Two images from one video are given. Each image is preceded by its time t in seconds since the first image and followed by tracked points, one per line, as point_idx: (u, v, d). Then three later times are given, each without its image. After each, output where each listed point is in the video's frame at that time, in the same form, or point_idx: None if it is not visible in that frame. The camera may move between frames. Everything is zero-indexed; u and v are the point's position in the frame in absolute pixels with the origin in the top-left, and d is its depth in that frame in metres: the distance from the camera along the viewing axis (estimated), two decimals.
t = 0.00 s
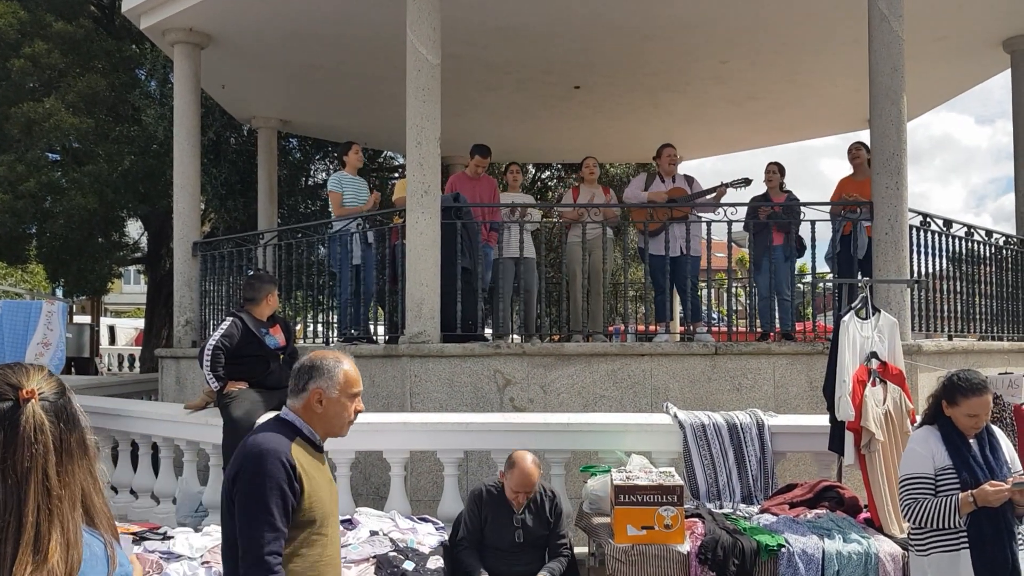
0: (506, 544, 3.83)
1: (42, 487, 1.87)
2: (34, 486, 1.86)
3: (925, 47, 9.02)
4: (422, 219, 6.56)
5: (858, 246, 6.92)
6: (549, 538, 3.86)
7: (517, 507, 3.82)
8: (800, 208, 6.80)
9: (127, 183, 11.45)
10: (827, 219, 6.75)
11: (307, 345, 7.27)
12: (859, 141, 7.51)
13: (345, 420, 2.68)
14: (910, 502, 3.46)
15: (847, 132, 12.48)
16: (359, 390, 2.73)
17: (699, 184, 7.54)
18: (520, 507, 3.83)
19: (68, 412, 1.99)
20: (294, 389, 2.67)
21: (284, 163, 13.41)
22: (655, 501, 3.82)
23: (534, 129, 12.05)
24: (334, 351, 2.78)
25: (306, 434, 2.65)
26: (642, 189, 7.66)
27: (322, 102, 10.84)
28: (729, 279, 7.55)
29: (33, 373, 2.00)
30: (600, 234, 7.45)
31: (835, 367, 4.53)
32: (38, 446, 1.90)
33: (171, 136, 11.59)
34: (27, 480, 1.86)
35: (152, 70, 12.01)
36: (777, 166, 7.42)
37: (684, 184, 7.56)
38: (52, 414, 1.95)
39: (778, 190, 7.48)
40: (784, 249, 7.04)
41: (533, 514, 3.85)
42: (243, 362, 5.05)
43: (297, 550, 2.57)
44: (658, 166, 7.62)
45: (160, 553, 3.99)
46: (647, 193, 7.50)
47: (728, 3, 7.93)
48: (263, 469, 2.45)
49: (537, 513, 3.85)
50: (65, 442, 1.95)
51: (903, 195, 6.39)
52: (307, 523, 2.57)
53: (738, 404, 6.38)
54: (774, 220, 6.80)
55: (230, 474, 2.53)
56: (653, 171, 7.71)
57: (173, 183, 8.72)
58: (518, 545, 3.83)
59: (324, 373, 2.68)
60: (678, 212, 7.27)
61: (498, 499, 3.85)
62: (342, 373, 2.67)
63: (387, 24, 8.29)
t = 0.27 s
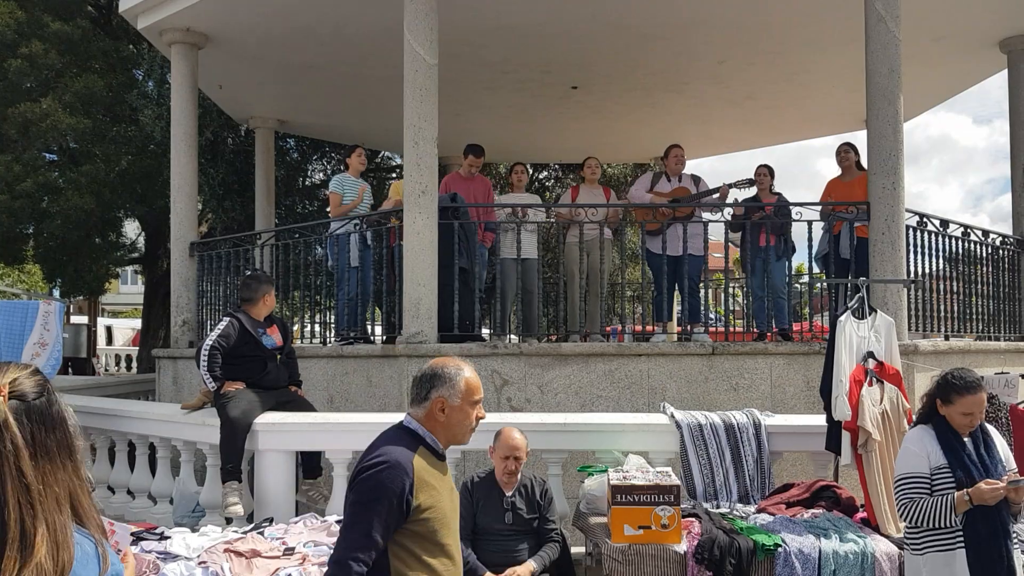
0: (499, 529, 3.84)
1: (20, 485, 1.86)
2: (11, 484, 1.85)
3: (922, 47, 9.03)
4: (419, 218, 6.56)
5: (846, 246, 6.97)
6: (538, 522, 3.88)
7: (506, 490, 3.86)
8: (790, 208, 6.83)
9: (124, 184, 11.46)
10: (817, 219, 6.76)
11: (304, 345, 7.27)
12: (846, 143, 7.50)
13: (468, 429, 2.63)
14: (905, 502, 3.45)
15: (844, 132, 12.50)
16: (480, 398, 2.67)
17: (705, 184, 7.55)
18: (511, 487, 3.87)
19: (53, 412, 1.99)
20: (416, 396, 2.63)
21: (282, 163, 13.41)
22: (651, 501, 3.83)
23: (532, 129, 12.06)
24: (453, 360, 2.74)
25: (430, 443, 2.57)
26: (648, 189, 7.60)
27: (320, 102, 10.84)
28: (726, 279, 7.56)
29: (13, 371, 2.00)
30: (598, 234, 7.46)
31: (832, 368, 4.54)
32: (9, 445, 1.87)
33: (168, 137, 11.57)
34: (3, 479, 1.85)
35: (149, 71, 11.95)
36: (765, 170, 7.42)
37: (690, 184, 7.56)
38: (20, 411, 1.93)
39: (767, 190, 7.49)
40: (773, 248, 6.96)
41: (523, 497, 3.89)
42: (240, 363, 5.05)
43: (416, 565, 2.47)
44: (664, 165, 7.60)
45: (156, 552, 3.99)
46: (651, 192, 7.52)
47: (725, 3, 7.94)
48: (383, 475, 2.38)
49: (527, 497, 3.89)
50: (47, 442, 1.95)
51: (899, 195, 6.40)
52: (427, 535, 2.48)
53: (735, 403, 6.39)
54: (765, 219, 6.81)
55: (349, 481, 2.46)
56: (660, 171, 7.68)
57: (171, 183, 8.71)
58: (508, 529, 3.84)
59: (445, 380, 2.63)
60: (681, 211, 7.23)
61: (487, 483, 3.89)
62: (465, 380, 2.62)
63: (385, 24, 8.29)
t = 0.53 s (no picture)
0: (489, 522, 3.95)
1: None
2: None
3: (915, 48, 9.06)
4: (413, 219, 6.57)
5: (834, 247, 6.95)
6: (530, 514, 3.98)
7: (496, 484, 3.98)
8: (780, 209, 6.87)
9: (119, 185, 11.45)
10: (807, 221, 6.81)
11: (299, 346, 7.27)
12: (832, 143, 7.54)
13: (593, 423, 2.62)
14: (896, 505, 3.48)
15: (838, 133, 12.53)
16: (604, 390, 2.66)
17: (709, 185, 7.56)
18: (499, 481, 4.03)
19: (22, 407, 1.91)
20: (542, 389, 2.62)
21: (276, 164, 13.39)
22: (646, 502, 3.77)
23: (527, 130, 12.06)
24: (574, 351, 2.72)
25: (556, 437, 2.57)
26: (650, 189, 7.63)
27: (315, 103, 10.84)
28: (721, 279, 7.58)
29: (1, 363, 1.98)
30: (592, 235, 7.47)
31: (825, 368, 4.56)
32: None
33: (162, 137, 11.55)
34: None
35: (142, 71, 11.96)
36: (758, 170, 7.47)
37: (695, 184, 7.57)
38: None
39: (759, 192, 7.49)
40: (767, 249, 7.01)
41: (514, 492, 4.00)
42: (234, 364, 5.04)
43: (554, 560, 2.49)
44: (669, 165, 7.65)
45: (151, 554, 3.99)
46: (653, 193, 7.55)
47: (719, 5, 7.96)
48: (523, 472, 2.38)
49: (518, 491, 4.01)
50: (10, 442, 1.89)
51: (893, 195, 6.42)
52: (563, 531, 2.48)
53: (730, 404, 6.40)
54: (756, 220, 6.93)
55: (487, 478, 2.47)
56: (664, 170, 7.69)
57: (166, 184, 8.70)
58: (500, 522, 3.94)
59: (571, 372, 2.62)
60: (682, 212, 7.27)
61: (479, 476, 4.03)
62: (591, 372, 2.60)
63: (380, 25, 8.29)
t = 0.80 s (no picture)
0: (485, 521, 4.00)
1: None
2: None
3: (913, 49, 9.07)
4: (411, 219, 6.57)
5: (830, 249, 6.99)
6: (527, 511, 4.08)
7: (496, 482, 4.08)
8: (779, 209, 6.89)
9: (116, 184, 11.44)
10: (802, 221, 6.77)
11: (296, 346, 7.26)
12: (826, 144, 7.54)
13: (720, 434, 2.67)
14: (892, 504, 3.48)
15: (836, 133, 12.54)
16: (729, 402, 2.70)
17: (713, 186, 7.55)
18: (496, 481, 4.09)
19: None
20: (670, 403, 2.66)
21: (274, 164, 13.38)
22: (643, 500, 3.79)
23: (525, 130, 12.06)
24: (696, 362, 2.76)
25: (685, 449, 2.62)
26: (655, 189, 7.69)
27: (313, 103, 10.84)
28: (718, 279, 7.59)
29: None
30: (590, 235, 7.47)
31: (822, 368, 4.56)
32: None
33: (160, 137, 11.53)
34: None
35: (140, 70, 12.11)
36: (755, 171, 7.47)
37: (699, 184, 7.59)
38: None
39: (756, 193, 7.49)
40: (765, 250, 7.02)
41: (512, 489, 4.10)
42: (231, 364, 5.04)
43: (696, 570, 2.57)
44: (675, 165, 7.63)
45: (148, 554, 3.99)
46: (657, 192, 7.59)
47: (717, 5, 7.96)
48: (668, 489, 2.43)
49: (516, 488, 4.10)
50: None
51: (890, 196, 6.43)
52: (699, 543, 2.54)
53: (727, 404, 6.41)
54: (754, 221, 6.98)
55: (626, 495, 2.52)
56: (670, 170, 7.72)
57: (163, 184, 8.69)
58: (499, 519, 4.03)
59: (698, 386, 2.67)
60: (685, 211, 7.23)
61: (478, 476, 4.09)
62: (719, 385, 2.64)
63: (378, 25, 8.29)
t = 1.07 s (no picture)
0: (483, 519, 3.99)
1: None
2: None
3: (910, 46, 9.07)
4: (408, 217, 6.55)
5: (832, 245, 6.97)
6: (524, 507, 4.04)
7: (495, 480, 4.08)
8: (779, 206, 6.79)
9: (113, 183, 11.42)
10: (803, 218, 6.68)
11: (293, 345, 7.25)
12: (827, 141, 7.54)
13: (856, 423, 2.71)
14: (892, 502, 3.47)
15: (834, 131, 12.53)
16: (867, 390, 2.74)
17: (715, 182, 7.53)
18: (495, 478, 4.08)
19: None
20: (809, 388, 2.68)
21: (271, 163, 13.35)
22: (642, 499, 3.82)
23: (523, 128, 12.05)
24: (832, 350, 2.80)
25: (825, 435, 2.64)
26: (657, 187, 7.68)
27: (310, 101, 10.82)
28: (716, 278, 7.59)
29: None
30: (588, 233, 7.45)
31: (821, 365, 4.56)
32: None
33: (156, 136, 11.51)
34: None
35: (136, 69, 11.74)
36: (755, 167, 7.45)
37: (701, 183, 7.57)
38: None
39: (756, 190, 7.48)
40: (766, 248, 7.05)
41: (510, 487, 4.07)
42: (229, 363, 5.01)
43: (824, 562, 2.54)
44: (679, 162, 7.65)
45: (145, 553, 3.97)
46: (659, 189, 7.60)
47: (714, 3, 7.96)
48: (805, 470, 2.41)
49: (514, 487, 4.08)
50: None
51: (889, 193, 6.42)
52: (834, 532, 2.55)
53: (725, 401, 6.40)
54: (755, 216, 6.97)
55: (760, 480, 2.50)
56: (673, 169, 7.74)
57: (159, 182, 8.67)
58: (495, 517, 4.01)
59: (838, 372, 2.70)
60: (685, 210, 7.23)
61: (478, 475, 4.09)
62: (861, 372, 2.69)
63: (375, 23, 8.27)
